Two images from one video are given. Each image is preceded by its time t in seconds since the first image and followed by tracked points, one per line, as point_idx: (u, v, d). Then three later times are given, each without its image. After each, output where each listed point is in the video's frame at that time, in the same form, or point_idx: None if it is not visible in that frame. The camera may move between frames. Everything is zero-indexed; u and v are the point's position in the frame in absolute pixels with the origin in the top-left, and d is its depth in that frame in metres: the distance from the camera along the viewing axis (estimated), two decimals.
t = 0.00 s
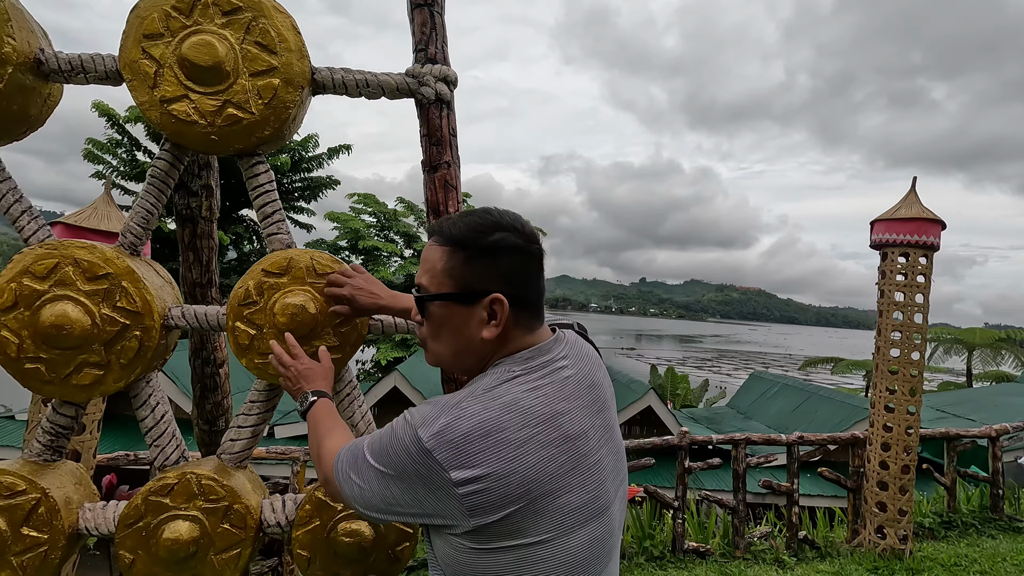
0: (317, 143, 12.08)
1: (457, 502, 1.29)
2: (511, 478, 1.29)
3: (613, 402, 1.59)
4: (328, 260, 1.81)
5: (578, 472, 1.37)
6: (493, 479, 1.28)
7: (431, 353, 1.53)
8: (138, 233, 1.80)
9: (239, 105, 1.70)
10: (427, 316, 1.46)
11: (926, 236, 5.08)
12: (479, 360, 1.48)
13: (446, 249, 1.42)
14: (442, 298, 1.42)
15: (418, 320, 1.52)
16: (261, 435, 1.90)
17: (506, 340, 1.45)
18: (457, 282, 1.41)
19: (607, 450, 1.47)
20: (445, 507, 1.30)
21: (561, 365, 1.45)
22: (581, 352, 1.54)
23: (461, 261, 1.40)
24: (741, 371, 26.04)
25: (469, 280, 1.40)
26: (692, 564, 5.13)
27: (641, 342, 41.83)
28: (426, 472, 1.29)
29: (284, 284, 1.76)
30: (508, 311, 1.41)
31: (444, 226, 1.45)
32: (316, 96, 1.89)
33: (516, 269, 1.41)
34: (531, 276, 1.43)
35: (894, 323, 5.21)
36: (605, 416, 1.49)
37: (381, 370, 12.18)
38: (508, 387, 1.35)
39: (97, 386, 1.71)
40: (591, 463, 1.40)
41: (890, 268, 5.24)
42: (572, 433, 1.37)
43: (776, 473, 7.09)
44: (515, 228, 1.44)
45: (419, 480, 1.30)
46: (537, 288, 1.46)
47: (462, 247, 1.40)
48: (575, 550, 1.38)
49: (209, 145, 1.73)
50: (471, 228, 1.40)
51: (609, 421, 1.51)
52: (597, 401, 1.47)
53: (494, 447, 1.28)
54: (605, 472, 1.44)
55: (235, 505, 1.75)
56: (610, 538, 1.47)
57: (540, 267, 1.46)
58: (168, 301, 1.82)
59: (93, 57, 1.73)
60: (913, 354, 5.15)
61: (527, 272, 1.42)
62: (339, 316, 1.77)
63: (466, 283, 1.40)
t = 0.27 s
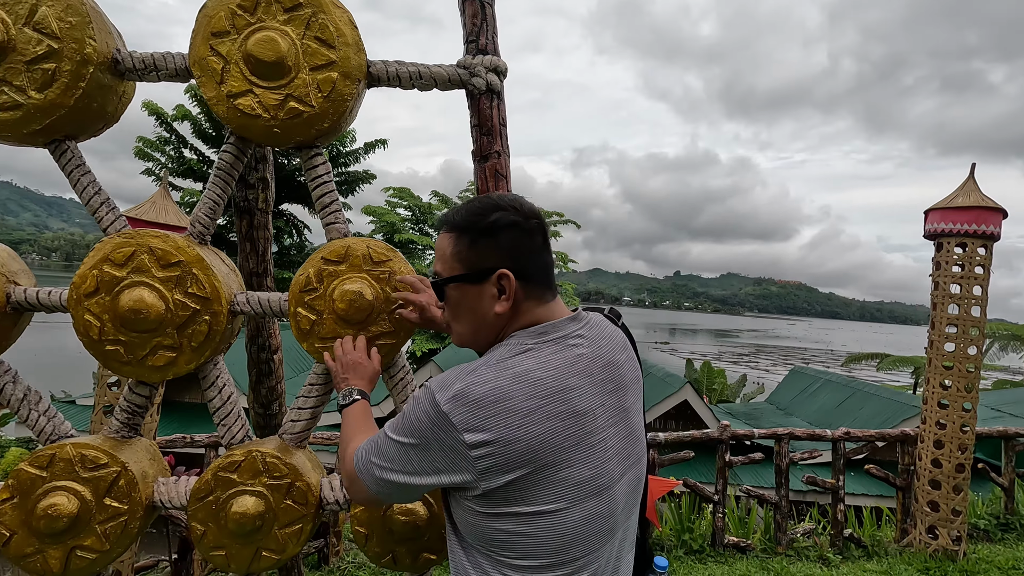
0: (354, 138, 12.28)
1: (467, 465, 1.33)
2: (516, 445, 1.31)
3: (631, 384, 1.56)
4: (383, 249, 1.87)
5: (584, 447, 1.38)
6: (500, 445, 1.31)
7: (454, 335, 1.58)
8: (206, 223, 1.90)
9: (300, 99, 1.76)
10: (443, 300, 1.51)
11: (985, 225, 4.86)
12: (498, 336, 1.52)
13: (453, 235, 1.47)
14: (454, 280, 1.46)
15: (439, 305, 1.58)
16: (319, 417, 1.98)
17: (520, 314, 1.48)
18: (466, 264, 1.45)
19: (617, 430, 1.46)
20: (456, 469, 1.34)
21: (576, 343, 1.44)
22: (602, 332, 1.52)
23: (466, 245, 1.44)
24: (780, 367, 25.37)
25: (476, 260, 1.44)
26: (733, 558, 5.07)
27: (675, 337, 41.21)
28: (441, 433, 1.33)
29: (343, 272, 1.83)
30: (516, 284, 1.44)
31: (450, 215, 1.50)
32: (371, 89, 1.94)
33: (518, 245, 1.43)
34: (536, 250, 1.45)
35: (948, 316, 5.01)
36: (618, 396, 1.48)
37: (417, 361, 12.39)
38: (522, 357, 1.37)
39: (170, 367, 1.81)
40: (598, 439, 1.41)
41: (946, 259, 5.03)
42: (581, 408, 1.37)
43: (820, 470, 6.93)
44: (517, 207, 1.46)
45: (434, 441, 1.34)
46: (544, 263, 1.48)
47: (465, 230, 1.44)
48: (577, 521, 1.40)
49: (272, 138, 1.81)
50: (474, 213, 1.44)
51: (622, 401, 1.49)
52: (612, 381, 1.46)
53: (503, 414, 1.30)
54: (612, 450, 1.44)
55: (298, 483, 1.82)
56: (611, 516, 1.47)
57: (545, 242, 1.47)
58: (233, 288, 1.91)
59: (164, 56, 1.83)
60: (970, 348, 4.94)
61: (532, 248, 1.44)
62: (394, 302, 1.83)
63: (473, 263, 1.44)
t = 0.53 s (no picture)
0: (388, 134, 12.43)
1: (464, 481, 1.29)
2: (508, 456, 1.25)
3: (636, 380, 1.46)
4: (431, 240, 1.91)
5: (580, 451, 1.30)
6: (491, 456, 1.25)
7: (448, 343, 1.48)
8: (263, 216, 1.97)
9: (351, 93, 1.81)
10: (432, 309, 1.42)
11: None
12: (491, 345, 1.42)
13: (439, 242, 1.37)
14: (442, 289, 1.36)
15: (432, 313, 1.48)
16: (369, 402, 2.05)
17: (512, 322, 1.37)
18: (454, 272, 1.35)
19: (618, 429, 1.36)
20: (453, 486, 1.30)
21: (568, 343, 1.36)
22: (598, 328, 1.42)
23: (452, 255, 1.34)
24: (821, 364, 24.59)
25: (463, 268, 1.34)
26: (775, 556, 4.98)
27: (711, 332, 40.41)
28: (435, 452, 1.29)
29: (392, 262, 1.88)
30: (505, 292, 1.34)
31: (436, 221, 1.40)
32: (418, 82, 1.97)
33: (508, 252, 1.32)
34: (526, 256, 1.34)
35: (1007, 310, 4.78)
36: (618, 394, 1.38)
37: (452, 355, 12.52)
38: (509, 365, 1.31)
39: (230, 353, 1.89)
40: (596, 442, 1.32)
41: (1005, 250, 4.79)
42: (574, 411, 1.29)
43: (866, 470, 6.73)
44: (503, 212, 1.35)
45: (430, 461, 1.31)
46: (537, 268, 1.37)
47: (451, 238, 1.34)
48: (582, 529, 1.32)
49: (324, 132, 1.86)
50: (459, 220, 1.34)
51: (624, 398, 1.39)
52: (611, 379, 1.36)
53: (492, 426, 1.25)
54: (614, 452, 1.35)
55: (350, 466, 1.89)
56: (617, 518, 1.37)
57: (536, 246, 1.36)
58: (288, 278, 1.99)
59: (222, 55, 1.92)
60: None
61: (520, 254, 1.33)
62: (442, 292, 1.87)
63: (460, 271, 1.34)
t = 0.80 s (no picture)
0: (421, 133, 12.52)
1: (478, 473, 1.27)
2: (520, 447, 1.23)
3: (650, 371, 1.42)
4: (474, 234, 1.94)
5: (593, 441, 1.27)
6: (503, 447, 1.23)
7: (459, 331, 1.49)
8: (311, 213, 2.04)
9: (398, 91, 1.85)
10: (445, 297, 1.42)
11: None
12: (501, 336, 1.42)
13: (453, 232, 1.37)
14: (455, 278, 1.36)
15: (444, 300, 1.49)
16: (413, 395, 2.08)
17: (521, 314, 1.37)
18: (466, 263, 1.35)
19: (631, 419, 1.33)
20: (466, 477, 1.28)
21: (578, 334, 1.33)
22: (610, 318, 1.40)
23: (466, 246, 1.34)
24: (863, 363, 23.74)
25: (476, 259, 1.33)
26: (819, 558, 4.85)
27: (746, 330, 39.47)
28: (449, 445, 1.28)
29: (437, 257, 1.91)
30: (517, 285, 1.33)
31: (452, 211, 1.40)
32: (461, 80, 2.00)
33: (520, 245, 1.31)
34: (539, 250, 1.33)
35: None
36: (630, 383, 1.34)
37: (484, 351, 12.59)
38: (520, 356, 1.29)
39: (282, 346, 1.95)
40: (609, 431, 1.29)
41: None
42: (586, 401, 1.27)
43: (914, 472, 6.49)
44: (517, 204, 1.34)
45: (443, 454, 1.29)
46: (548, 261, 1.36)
47: (465, 229, 1.34)
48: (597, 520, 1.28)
49: (371, 129, 1.90)
50: (473, 212, 1.34)
51: (636, 388, 1.36)
52: (623, 368, 1.33)
53: (504, 417, 1.23)
54: (627, 443, 1.31)
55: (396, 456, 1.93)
56: (632, 508, 1.33)
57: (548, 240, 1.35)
58: (336, 273, 2.04)
59: (274, 56, 1.97)
60: None
61: (533, 247, 1.32)
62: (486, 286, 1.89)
63: (474, 262, 1.34)
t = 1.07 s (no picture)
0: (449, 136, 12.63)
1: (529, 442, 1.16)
2: (576, 409, 1.15)
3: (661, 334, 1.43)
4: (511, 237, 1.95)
5: (638, 402, 1.22)
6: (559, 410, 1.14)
7: (492, 306, 1.34)
8: (351, 217, 2.09)
9: (436, 96, 1.87)
10: (489, 260, 1.28)
11: None
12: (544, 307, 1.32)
13: (504, 188, 1.25)
14: (511, 238, 1.24)
15: (474, 271, 1.33)
16: (451, 396, 2.10)
17: (572, 276, 1.32)
18: (525, 220, 1.24)
19: (660, 378, 1.32)
20: (520, 445, 1.17)
21: (609, 295, 1.29)
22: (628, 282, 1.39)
23: (524, 201, 1.24)
24: (904, 367, 22.89)
25: (536, 216, 1.24)
26: (860, 569, 4.69)
27: (780, 332, 38.53)
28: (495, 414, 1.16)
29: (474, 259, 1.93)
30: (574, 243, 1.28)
31: (495, 167, 1.28)
32: (497, 83, 2.02)
33: (578, 205, 1.29)
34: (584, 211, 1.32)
35: None
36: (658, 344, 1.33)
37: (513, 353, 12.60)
38: (563, 317, 1.22)
39: (323, 346, 2.00)
40: (649, 391, 1.26)
41: None
42: (631, 360, 1.22)
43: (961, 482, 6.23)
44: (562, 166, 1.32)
45: (489, 423, 1.17)
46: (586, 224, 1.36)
47: (523, 184, 1.24)
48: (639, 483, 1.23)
49: (409, 134, 1.93)
50: (526, 167, 1.25)
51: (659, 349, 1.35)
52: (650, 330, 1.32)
53: (559, 379, 1.14)
54: (659, 403, 1.29)
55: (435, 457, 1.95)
56: (666, 467, 1.31)
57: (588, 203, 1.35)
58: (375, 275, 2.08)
59: (315, 64, 2.02)
60: None
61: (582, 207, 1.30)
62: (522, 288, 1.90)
63: (532, 221, 1.24)
